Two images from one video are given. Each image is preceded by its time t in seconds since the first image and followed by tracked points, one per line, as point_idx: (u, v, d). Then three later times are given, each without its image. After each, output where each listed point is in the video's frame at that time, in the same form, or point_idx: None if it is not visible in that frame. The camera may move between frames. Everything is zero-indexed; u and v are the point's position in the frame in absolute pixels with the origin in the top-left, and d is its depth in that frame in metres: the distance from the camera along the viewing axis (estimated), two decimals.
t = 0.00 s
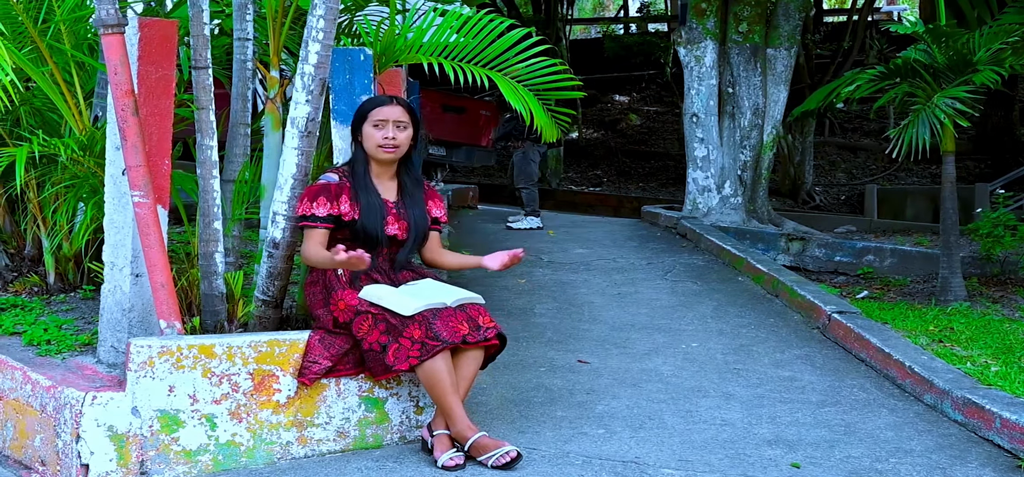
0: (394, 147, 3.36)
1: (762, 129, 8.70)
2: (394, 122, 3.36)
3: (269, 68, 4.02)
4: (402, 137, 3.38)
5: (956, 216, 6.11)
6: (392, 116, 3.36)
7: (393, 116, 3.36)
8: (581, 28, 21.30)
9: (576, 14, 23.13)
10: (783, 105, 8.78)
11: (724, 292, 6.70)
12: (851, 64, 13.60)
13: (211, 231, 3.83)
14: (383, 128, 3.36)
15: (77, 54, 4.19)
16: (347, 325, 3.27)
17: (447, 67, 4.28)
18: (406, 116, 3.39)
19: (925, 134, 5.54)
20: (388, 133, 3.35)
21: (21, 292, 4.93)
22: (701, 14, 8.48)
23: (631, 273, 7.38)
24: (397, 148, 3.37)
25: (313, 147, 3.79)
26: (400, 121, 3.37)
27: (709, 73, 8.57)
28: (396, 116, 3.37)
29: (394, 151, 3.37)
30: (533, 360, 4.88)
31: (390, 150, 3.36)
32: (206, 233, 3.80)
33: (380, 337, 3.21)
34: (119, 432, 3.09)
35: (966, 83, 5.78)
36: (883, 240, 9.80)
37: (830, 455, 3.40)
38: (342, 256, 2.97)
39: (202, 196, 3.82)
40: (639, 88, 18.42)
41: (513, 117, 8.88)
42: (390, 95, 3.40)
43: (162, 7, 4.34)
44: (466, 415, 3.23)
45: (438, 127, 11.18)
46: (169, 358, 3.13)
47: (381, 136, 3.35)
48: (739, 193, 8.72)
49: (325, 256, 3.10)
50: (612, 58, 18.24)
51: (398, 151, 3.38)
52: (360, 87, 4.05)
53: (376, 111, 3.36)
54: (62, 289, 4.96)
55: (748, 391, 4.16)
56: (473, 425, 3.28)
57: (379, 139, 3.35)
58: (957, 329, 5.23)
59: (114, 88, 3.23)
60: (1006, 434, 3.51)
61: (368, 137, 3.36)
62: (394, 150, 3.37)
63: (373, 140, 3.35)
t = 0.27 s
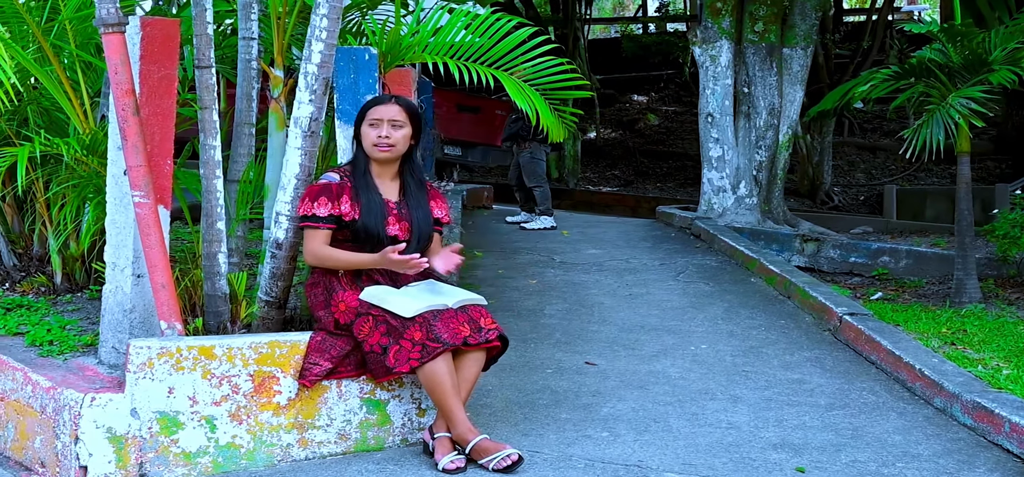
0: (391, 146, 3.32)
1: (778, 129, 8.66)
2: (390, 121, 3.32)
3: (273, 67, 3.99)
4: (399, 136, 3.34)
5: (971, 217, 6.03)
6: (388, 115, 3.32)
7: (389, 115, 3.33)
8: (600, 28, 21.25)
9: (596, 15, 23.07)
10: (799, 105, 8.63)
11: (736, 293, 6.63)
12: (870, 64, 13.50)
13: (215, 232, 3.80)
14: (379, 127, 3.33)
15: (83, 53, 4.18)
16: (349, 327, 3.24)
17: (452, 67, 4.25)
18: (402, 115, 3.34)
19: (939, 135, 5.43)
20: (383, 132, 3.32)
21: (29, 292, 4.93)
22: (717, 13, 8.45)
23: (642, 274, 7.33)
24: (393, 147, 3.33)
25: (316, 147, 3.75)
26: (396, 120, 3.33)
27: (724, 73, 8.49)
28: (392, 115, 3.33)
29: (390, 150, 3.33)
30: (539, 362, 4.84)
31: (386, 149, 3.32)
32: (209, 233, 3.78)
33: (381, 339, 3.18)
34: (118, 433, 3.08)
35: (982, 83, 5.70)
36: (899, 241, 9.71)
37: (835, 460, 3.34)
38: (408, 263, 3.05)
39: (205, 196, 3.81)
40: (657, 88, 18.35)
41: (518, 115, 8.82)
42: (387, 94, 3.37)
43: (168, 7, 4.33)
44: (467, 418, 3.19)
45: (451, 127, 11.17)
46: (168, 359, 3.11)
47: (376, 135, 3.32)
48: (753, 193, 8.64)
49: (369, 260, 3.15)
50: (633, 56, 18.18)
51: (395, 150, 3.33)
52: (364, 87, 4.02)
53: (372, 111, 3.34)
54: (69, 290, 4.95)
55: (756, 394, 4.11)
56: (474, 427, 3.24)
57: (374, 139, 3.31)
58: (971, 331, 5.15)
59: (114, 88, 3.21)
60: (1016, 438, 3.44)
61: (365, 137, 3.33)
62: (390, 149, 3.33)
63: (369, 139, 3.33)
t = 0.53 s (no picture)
0: (383, 145, 3.30)
1: (790, 128, 8.55)
2: (381, 120, 3.30)
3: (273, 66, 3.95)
4: (390, 134, 3.31)
5: (984, 216, 5.95)
6: (378, 114, 3.29)
7: (379, 114, 3.30)
8: (617, 27, 21.20)
9: (612, 14, 22.99)
10: (811, 103, 8.52)
11: (746, 293, 6.57)
12: (886, 62, 13.38)
13: (214, 232, 3.78)
14: (370, 126, 3.31)
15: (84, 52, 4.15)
16: (347, 329, 3.20)
17: (453, 64, 4.22)
18: (393, 113, 3.32)
19: (950, 133, 5.37)
20: (374, 131, 3.30)
21: (33, 292, 4.91)
22: (729, 11, 8.34)
23: (652, 274, 7.27)
24: (385, 146, 3.31)
25: (316, 147, 3.72)
26: (387, 119, 3.31)
27: (736, 71, 8.40)
28: (382, 114, 3.30)
29: (383, 150, 3.31)
30: (545, 363, 4.79)
31: (379, 148, 3.30)
32: (209, 233, 3.76)
33: (379, 341, 3.14)
34: (114, 435, 3.05)
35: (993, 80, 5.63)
36: (912, 240, 9.60)
37: (840, 463, 3.28)
38: (422, 227, 3.10)
39: (205, 196, 3.79)
40: (672, 86, 18.28)
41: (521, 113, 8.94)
42: (376, 92, 3.33)
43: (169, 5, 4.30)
44: (466, 420, 3.15)
45: (462, 126, 11.12)
46: (165, 360, 3.08)
47: (368, 135, 3.29)
48: (766, 193, 8.56)
49: (381, 248, 3.15)
50: (648, 55, 18.05)
51: (387, 149, 3.31)
52: (365, 86, 3.99)
53: (362, 110, 3.30)
54: (73, 290, 4.91)
55: (762, 395, 4.05)
56: (474, 429, 3.20)
57: (366, 139, 3.29)
58: (982, 332, 5.07)
59: (111, 87, 3.18)
60: None
61: (356, 137, 3.31)
62: (382, 149, 3.30)
63: (361, 139, 3.31)
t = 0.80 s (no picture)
0: (378, 145, 3.27)
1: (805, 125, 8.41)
2: (375, 120, 3.26)
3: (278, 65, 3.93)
4: (386, 134, 3.29)
5: (1000, 214, 5.86)
6: (373, 114, 3.26)
7: (374, 113, 3.27)
8: (634, 25, 21.12)
9: (629, 11, 22.90)
10: (826, 101, 8.56)
11: (758, 293, 6.50)
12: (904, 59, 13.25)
13: (219, 231, 3.77)
14: (365, 127, 3.27)
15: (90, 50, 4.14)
16: (349, 330, 3.17)
17: (459, 62, 4.19)
18: (387, 113, 3.29)
19: (966, 130, 5.26)
20: (369, 132, 3.27)
21: (41, 291, 4.90)
22: (743, 8, 8.24)
23: (664, 273, 7.21)
24: (382, 146, 3.28)
25: (321, 145, 3.70)
26: (382, 118, 3.28)
27: (750, 69, 8.31)
28: (377, 114, 3.27)
29: (378, 150, 3.28)
30: (553, 363, 4.75)
31: (373, 149, 3.27)
32: (213, 233, 3.75)
33: (382, 342, 3.11)
34: (116, 436, 3.03)
35: (1010, 77, 5.54)
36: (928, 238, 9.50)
37: (849, 466, 3.22)
38: (413, 219, 3.10)
39: (209, 195, 3.77)
40: (689, 84, 18.23)
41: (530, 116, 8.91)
42: (370, 91, 3.30)
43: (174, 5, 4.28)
44: (469, 421, 3.11)
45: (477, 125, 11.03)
46: (167, 361, 3.06)
47: (363, 135, 3.26)
48: (781, 191, 8.44)
49: (375, 245, 3.13)
50: (664, 52, 17.92)
51: (383, 149, 3.29)
52: (370, 84, 3.96)
53: (356, 110, 3.27)
54: (81, 289, 4.89)
55: (772, 396, 3.99)
56: (478, 430, 3.16)
57: (361, 139, 3.26)
58: (997, 331, 4.99)
59: (113, 85, 3.16)
60: None
61: (350, 137, 3.28)
62: (378, 149, 3.28)
63: (355, 140, 3.27)
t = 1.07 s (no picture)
0: (380, 139, 3.26)
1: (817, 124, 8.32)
2: (376, 114, 3.26)
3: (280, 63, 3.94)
4: (387, 128, 3.28)
5: (1013, 214, 5.80)
6: (374, 108, 3.26)
7: (375, 107, 3.26)
8: (646, 24, 21.10)
9: (641, 11, 22.86)
10: (838, 100, 8.42)
11: (766, 293, 6.46)
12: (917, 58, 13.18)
13: (221, 231, 3.77)
14: (366, 121, 3.27)
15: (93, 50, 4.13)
16: (351, 330, 3.15)
17: (463, 61, 4.19)
18: (388, 107, 3.28)
19: (977, 128, 5.17)
20: (371, 126, 3.26)
21: (47, 291, 4.89)
22: (752, 6, 8.16)
23: (673, 273, 7.17)
24: (384, 140, 3.28)
25: (323, 144, 3.70)
26: (383, 112, 3.27)
27: (761, 67, 8.24)
28: (377, 108, 3.27)
29: (380, 145, 3.27)
30: (558, 363, 4.72)
31: (375, 143, 3.26)
32: (215, 232, 3.75)
33: (383, 343, 3.09)
34: (116, 435, 3.03)
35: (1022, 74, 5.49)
36: (940, 238, 9.44)
37: (856, 468, 3.18)
38: (412, 206, 3.10)
39: (212, 194, 3.77)
40: (701, 84, 18.19)
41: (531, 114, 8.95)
42: (369, 86, 3.30)
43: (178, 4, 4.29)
44: (471, 422, 3.09)
45: (488, 125, 11.06)
46: (168, 360, 3.05)
47: (365, 129, 3.25)
48: (792, 190, 8.39)
49: (374, 236, 3.12)
50: (676, 52, 17.85)
51: (385, 143, 3.28)
52: (373, 82, 3.95)
53: (357, 105, 3.27)
54: (87, 289, 4.88)
55: (778, 397, 3.95)
56: (479, 431, 3.14)
57: (362, 134, 3.25)
58: (1009, 333, 4.94)
59: (113, 84, 3.15)
60: None
61: (351, 132, 3.27)
62: (380, 143, 3.27)
63: (357, 135, 3.26)
